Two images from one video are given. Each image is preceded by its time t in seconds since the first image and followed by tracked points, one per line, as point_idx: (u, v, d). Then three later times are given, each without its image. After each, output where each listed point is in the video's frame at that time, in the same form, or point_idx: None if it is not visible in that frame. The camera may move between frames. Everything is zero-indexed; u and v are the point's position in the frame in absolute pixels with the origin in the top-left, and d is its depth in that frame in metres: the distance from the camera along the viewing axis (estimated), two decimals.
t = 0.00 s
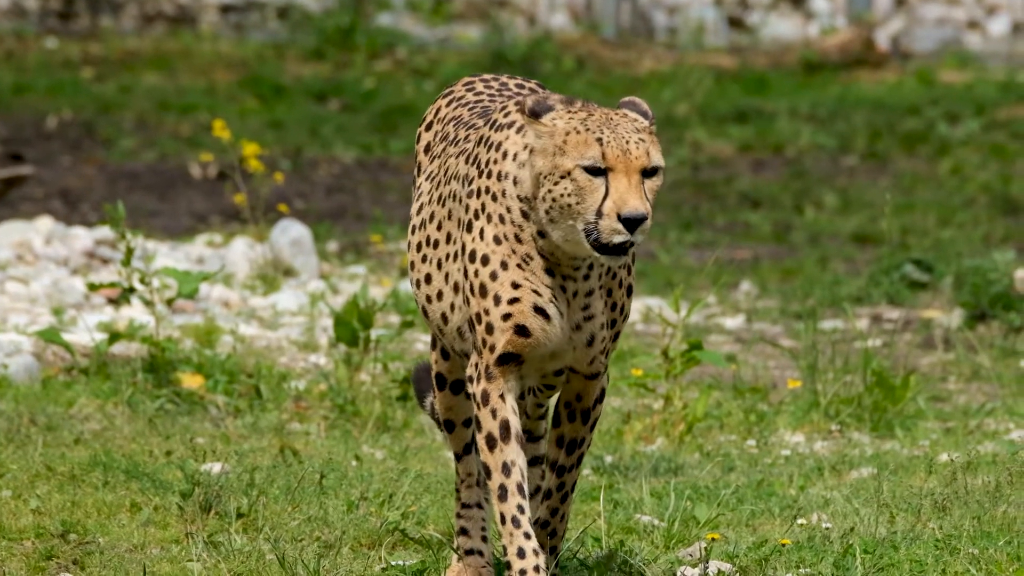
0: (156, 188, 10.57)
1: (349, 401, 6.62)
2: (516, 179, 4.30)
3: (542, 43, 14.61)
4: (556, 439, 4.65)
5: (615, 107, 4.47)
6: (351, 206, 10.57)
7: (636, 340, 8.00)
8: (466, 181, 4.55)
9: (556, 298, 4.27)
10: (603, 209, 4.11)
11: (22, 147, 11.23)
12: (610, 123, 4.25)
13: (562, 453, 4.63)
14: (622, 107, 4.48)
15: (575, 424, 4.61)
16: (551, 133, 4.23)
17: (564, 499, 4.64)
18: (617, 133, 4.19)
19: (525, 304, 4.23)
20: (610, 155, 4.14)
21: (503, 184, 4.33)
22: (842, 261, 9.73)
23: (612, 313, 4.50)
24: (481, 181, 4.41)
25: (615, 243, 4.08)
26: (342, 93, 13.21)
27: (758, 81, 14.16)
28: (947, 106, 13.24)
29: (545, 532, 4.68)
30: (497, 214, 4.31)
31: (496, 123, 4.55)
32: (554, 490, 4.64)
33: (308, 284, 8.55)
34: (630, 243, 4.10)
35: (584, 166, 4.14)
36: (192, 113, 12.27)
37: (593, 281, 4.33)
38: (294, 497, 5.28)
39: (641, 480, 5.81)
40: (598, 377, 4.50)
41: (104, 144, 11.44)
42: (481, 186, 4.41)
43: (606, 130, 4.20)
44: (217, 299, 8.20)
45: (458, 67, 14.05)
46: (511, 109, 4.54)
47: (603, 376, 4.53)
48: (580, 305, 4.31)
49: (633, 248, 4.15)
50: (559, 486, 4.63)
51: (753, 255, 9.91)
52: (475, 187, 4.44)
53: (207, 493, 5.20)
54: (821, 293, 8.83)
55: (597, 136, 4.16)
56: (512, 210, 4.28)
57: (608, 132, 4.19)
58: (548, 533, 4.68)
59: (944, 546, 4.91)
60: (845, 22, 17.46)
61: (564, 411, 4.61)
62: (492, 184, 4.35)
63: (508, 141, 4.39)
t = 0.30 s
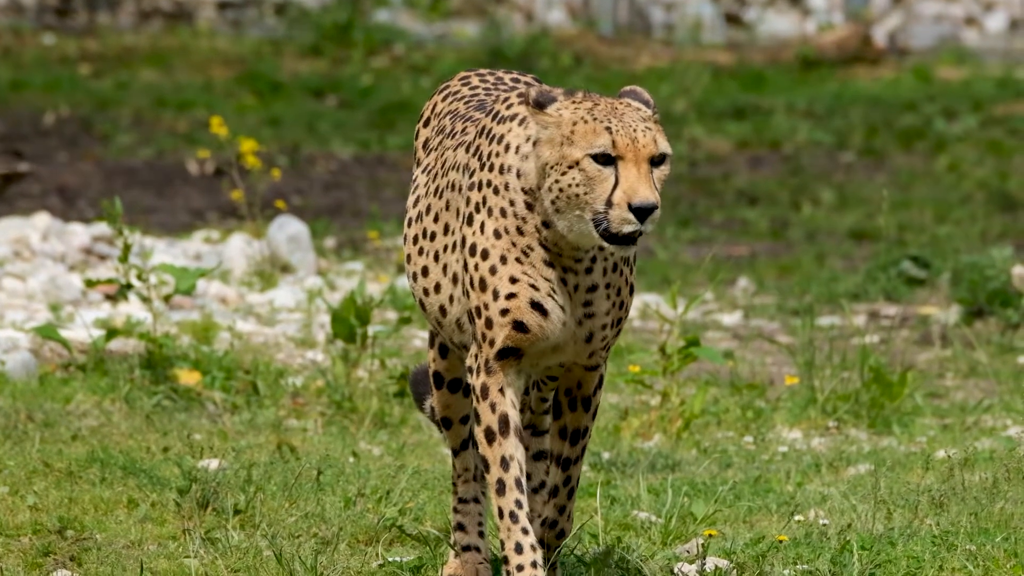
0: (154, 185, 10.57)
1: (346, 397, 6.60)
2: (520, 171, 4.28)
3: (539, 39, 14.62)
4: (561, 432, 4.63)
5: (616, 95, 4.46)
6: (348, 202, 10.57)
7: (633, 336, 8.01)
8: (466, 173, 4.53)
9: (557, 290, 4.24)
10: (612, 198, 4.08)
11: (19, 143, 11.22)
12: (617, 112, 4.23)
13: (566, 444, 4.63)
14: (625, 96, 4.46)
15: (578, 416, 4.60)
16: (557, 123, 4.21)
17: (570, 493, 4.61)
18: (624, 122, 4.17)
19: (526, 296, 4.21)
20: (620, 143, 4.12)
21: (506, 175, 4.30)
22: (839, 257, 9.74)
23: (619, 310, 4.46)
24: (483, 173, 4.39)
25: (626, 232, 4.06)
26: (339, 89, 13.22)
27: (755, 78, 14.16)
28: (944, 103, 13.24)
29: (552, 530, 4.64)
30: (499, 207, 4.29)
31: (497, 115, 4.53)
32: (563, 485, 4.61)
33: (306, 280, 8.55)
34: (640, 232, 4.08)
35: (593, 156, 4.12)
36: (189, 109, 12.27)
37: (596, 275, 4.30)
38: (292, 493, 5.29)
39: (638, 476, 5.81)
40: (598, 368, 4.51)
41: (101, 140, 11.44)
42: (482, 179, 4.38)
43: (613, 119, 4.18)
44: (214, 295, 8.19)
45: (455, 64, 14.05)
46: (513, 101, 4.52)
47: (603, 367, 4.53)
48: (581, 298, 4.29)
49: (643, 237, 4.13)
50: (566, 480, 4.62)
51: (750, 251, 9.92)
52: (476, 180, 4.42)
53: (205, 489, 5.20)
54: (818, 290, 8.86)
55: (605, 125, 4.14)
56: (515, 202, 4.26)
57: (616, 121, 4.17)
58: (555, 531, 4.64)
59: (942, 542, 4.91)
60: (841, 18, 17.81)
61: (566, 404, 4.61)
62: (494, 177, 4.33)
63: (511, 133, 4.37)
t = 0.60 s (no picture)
0: (151, 181, 10.56)
1: (343, 394, 6.61)
2: (525, 163, 4.26)
3: (536, 36, 14.61)
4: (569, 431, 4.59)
5: (620, 85, 4.47)
6: (346, 198, 10.57)
7: (630, 333, 8.01)
8: (468, 166, 4.51)
9: (558, 283, 4.22)
10: (620, 188, 4.07)
11: (16, 139, 11.21)
12: (622, 103, 4.21)
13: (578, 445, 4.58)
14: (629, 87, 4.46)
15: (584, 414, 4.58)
16: (563, 114, 4.19)
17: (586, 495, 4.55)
18: (631, 112, 4.15)
19: (526, 291, 4.19)
20: (628, 133, 4.10)
21: (510, 168, 4.28)
22: (836, 254, 9.74)
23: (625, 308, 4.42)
24: (485, 166, 4.37)
25: (634, 223, 4.05)
26: (336, 86, 13.22)
27: (752, 75, 14.16)
28: (941, 100, 13.24)
29: (572, 537, 4.49)
30: (502, 200, 4.27)
31: (500, 108, 4.51)
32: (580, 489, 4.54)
33: (303, 277, 8.55)
34: (648, 223, 4.07)
35: (600, 147, 4.11)
36: (187, 105, 12.26)
37: (597, 270, 4.28)
38: (289, 489, 5.29)
39: (635, 473, 5.81)
40: (601, 367, 4.49)
41: (98, 137, 11.44)
42: (485, 172, 4.36)
43: (620, 109, 4.17)
44: (212, 291, 8.19)
45: (452, 60, 14.05)
46: (516, 94, 4.50)
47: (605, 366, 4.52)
48: (583, 292, 4.26)
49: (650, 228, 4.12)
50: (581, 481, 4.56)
51: (747, 248, 9.92)
52: (478, 172, 4.40)
53: (202, 485, 5.20)
54: (815, 287, 8.86)
55: (612, 116, 4.12)
56: (519, 194, 4.24)
57: (622, 111, 4.15)
58: (575, 542, 4.49)
59: (938, 539, 4.91)
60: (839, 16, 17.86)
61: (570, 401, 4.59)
62: (498, 170, 4.31)
63: (515, 126, 4.35)
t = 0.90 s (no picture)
0: (148, 178, 10.56)
1: (341, 390, 6.62)
2: (530, 158, 4.25)
3: (533, 33, 14.61)
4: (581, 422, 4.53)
5: (627, 78, 4.48)
6: (343, 195, 10.57)
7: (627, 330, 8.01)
8: (471, 161, 4.50)
9: (558, 279, 4.20)
10: (628, 180, 4.06)
11: (13, 136, 11.20)
12: (629, 95, 4.21)
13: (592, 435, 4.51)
14: (635, 80, 4.46)
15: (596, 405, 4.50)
16: (570, 106, 4.18)
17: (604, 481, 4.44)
18: (639, 104, 4.14)
19: (527, 287, 4.19)
20: (636, 124, 4.09)
21: (515, 164, 4.27)
22: (833, 251, 9.74)
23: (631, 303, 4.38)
24: (489, 161, 4.36)
25: (641, 215, 4.03)
26: (334, 83, 13.22)
27: (749, 71, 14.16)
28: (939, 96, 13.24)
29: (592, 523, 4.37)
30: (505, 195, 4.26)
31: (503, 103, 4.50)
32: (597, 476, 4.45)
33: (300, 274, 8.55)
34: (655, 215, 4.05)
35: (607, 138, 4.10)
36: (184, 102, 12.25)
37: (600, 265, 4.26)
38: (286, 486, 5.28)
39: (633, 469, 5.81)
40: (607, 365, 4.46)
41: (96, 133, 11.43)
42: (489, 167, 4.36)
43: (628, 101, 4.16)
44: (209, 288, 8.18)
45: (449, 57, 14.04)
46: (520, 89, 4.49)
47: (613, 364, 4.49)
48: (584, 287, 4.24)
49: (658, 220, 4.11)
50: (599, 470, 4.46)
51: (744, 244, 9.92)
52: (482, 168, 4.39)
53: (199, 482, 5.21)
54: (813, 283, 8.87)
55: (620, 107, 4.11)
56: (524, 189, 4.24)
57: (630, 103, 4.14)
58: (595, 526, 4.37)
59: (936, 536, 4.91)
60: (836, 13, 17.87)
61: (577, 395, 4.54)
62: (502, 165, 4.30)
63: (520, 121, 4.34)
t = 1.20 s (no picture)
0: (146, 174, 10.56)
1: (338, 387, 6.61)
2: (536, 156, 4.24)
3: (531, 30, 14.60)
4: (591, 414, 4.48)
5: (632, 72, 4.48)
6: (341, 192, 10.57)
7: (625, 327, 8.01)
8: (474, 159, 4.50)
9: (559, 276, 4.19)
10: (636, 174, 4.04)
11: (11, 133, 11.19)
12: (636, 89, 4.20)
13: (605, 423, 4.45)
14: (640, 74, 4.45)
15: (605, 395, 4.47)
16: (577, 100, 4.18)
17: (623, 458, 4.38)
18: (647, 98, 4.13)
19: (528, 285, 4.18)
20: (644, 118, 4.08)
21: (520, 162, 4.27)
22: (831, 247, 9.74)
23: (637, 294, 4.35)
24: (493, 159, 4.36)
25: (650, 208, 4.01)
26: (331, 80, 13.21)
27: (747, 68, 14.16)
28: (936, 93, 13.24)
29: (615, 493, 4.30)
30: (508, 193, 4.26)
31: (507, 99, 4.49)
32: (614, 454, 4.39)
33: (298, 270, 8.54)
34: (664, 209, 4.03)
35: (615, 132, 4.09)
36: (182, 99, 12.25)
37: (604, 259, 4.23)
38: (284, 483, 5.28)
39: (630, 466, 5.81)
40: (618, 361, 4.42)
41: (94, 130, 11.42)
42: (492, 165, 4.35)
43: (635, 95, 4.14)
44: (207, 285, 8.18)
45: (447, 54, 14.04)
46: (524, 85, 4.48)
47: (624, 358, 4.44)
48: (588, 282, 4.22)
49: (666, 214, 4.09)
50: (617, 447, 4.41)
51: (742, 241, 9.92)
52: (486, 165, 4.39)
53: (197, 479, 5.20)
54: (810, 280, 8.87)
55: (628, 101, 4.10)
56: (528, 186, 4.23)
57: (638, 97, 4.13)
58: (617, 495, 4.30)
59: (934, 533, 4.91)
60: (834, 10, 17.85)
61: (583, 386, 4.51)
62: (506, 163, 4.29)
63: (524, 119, 4.33)
